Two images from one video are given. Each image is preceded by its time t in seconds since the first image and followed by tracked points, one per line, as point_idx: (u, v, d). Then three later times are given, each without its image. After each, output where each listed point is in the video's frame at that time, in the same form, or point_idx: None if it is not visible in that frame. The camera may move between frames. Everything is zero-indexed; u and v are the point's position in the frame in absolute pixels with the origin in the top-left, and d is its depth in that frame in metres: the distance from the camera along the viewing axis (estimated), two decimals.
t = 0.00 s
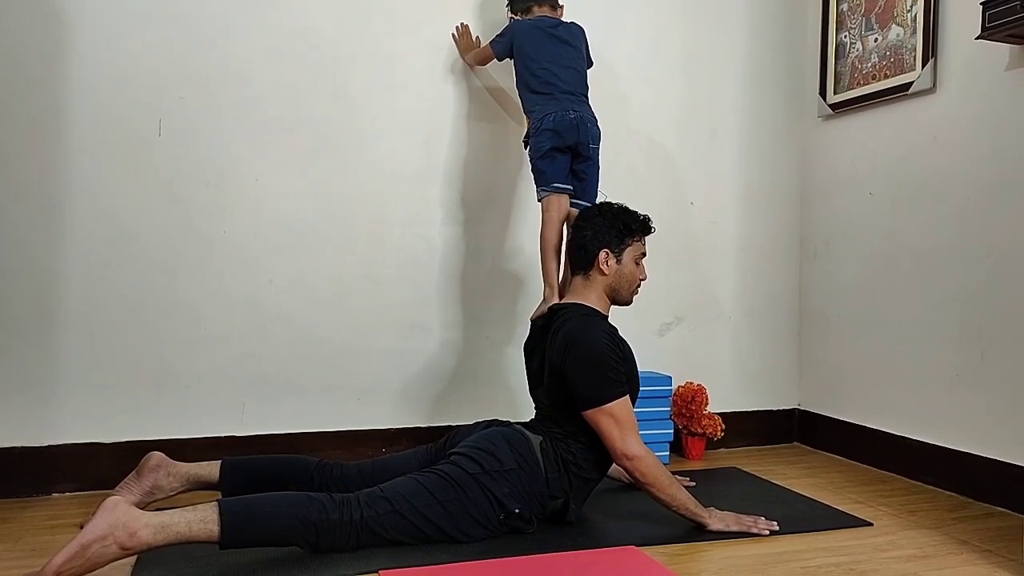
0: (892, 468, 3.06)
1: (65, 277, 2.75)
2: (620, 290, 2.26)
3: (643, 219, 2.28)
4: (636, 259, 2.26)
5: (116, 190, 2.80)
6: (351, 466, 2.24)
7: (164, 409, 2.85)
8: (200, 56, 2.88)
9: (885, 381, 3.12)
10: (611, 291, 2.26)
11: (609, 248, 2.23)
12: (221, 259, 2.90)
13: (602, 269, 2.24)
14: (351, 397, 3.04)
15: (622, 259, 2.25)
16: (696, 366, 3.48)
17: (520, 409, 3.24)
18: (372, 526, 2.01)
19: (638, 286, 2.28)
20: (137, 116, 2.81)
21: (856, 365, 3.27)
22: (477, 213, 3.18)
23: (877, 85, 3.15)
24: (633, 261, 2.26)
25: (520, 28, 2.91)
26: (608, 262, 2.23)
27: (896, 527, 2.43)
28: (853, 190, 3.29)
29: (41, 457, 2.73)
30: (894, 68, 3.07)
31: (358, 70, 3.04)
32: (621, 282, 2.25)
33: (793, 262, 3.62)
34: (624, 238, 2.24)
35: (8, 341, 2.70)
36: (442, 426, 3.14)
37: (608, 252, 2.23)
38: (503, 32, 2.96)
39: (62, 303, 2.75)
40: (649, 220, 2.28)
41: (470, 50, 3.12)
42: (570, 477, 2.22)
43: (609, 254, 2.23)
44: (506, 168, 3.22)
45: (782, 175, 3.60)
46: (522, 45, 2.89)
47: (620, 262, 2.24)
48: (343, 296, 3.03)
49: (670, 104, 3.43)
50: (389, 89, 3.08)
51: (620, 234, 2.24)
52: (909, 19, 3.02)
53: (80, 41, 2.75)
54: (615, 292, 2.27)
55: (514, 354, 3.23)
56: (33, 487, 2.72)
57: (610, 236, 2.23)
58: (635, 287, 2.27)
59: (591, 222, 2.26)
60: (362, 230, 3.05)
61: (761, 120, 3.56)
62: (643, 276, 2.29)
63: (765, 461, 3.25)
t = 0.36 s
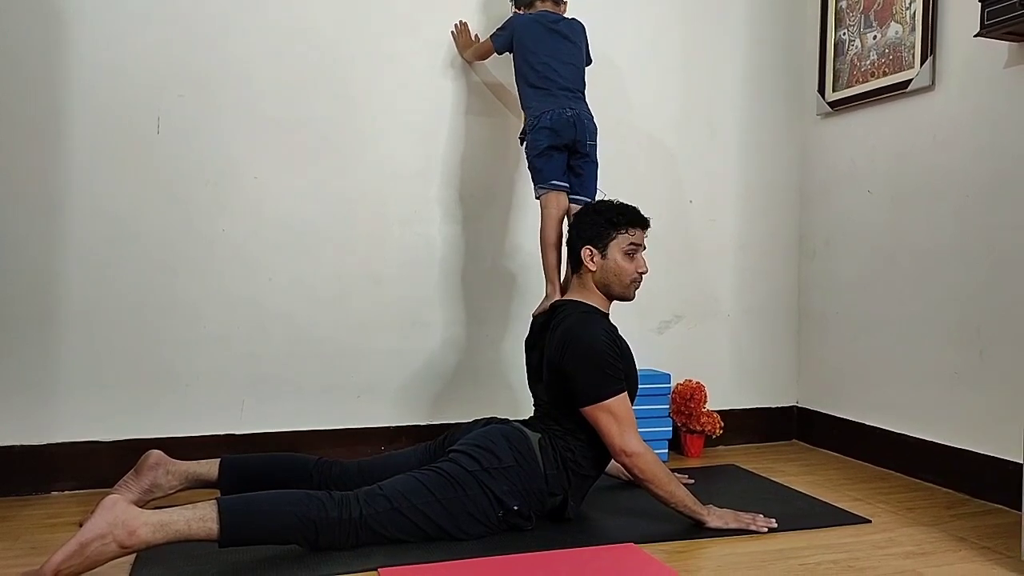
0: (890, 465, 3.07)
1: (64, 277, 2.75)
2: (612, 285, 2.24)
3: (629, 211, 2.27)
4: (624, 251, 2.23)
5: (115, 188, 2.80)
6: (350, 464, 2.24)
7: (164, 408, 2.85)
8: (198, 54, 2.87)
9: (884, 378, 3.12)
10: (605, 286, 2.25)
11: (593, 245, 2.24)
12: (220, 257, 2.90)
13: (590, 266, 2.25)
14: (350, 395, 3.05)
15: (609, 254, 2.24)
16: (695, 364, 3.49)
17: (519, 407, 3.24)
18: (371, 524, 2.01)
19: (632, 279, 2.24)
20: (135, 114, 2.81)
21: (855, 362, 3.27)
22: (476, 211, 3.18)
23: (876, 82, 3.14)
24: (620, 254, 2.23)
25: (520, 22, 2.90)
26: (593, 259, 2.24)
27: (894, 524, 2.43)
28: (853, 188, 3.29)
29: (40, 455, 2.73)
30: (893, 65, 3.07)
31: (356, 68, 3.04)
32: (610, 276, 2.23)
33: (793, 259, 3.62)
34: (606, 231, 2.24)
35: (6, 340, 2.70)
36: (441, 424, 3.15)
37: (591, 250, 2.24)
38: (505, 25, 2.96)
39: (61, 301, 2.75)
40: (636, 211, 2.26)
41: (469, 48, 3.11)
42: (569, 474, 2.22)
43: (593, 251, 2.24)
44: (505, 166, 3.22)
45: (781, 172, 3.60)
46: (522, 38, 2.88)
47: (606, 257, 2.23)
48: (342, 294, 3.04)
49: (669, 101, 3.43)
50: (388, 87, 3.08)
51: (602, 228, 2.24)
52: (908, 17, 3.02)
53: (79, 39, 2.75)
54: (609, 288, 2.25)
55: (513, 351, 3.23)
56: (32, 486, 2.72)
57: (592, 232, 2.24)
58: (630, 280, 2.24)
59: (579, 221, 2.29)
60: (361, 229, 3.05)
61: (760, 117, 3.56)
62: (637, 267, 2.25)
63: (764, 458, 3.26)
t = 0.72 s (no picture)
0: (890, 462, 3.07)
1: (63, 277, 2.75)
2: (611, 283, 2.24)
3: (629, 209, 2.26)
4: (623, 250, 2.23)
5: (114, 187, 2.80)
6: (349, 462, 2.25)
7: (164, 407, 2.86)
8: (197, 53, 2.87)
9: (884, 375, 3.12)
10: (605, 285, 2.26)
11: (592, 243, 2.25)
12: (219, 255, 2.91)
13: (589, 264, 2.26)
14: (349, 393, 3.05)
15: (608, 252, 2.24)
16: (694, 362, 3.49)
17: (519, 405, 3.24)
18: (370, 522, 2.02)
19: (631, 277, 2.24)
20: (134, 113, 2.81)
21: (855, 359, 3.27)
22: (476, 209, 3.18)
23: (875, 80, 3.14)
24: (620, 252, 2.23)
25: (519, 17, 2.90)
26: (591, 257, 2.25)
27: (894, 521, 2.44)
28: (852, 186, 3.29)
29: (40, 454, 2.73)
30: (892, 63, 3.07)
31: (355, 66, 3.04)
32: (609, 274, 2.24)
33: (793, 256, 3.62)
34: (605, 230, 2.24)
35: (6, 339, 2.70)
36: (441, 422, 3.15)
37: (591, 248, 2.25)
38: (504, 21, 2.95)
39: (61, 300, 2.75)
40: (636, 210, 2.26)
41: (468, 46, 3.11)
42: (569, 472, 2.22)
43: (592, 250, 2.25)
44: (504, 164, 3.22)
45: (780, 170, 3.60)
46: (521, 34, 2.88)
47: (604, 255, 2.24)
48: (341, 293, 3.04)
49: (668, 99, 3.43)
50: (387, 85, 3.08)
51: (602, 227, 2.24)
52: (907, 15, 3.02)
53: (77, 37, 2.75)
54: (609, 286, 2.25)
55: (513, 349, 3.23)
56: (32, 484, 2.73)
57: (591, 230, 2.25)
58: (629, 278, 2.24)
59: (580, 221, 2.30)
60: (361, 227, 3.06)
61: (759, 115, 3.56)
62: (637, 266, 2.24)
63: (763, 456, 3.26)
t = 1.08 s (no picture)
0: (889, 464, 3.07)
1: (63, 276, 2.75)
2: (608, 284, 2.24)
3: (627, 211, 2.26)
4: (620, 252, 2.23)
5: (113, 187, 2.80)
6: (348, 463, 2.25)
7: (163, 407, 2.85)
8: (196, 53, 2.87)
9: (883, 377, 3.12)
10: (601, 286, 2.26)
11: (590, 244, 2.25)
12: (218, 256, 2.90)
13: (586, 265, 2.26)
14: (349, 394, 3.05)
15: (605, 254, 2.24)
16: (694, 363, 3.49)
17: (518, 405, 3.24)
18: (369, 523, 2.02)
19: (627, 280, 2.23)
20: (133, 113, 2.81)
21: (854, 360, 3.27)
22: (475, 210, 3.18)
23: (874, 81, 3.15)
24: (617, 254, 2.23)
25: (518, 17, 2.90)
26: (589, 258, 2.25)
27: (893, 523, 2.44)
28: (851, 187, 3.29)
29: (38, 454, 2.73)
30: (891, 64, 3.07)
31: (354, 67, 3.04)
32: (606, 275, 2.24)
33: (792, 257, 3.62)
34: (603, 231, 2.23)
35: (4, 339, 2.70)
36: (439, 422, 3.15)
37: (588, 249, 2.25)
38: (502, 22, 2.94)
39: (59, 300, 2.75)
40: (637, 213, 2.26)
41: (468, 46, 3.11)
42: (568, 473, 2.22)
43: (590, 251, 2.25)
44: (503, 165, 3.22)
45: (780, 171, 3.60)
46: (521, 34, 2.88)
47: (601, 257, 2.24)
48: (340, 293, 3.04)
49: (668, 100, 3.43)
50: (386, 85, 3.08)
51: (601, 229, 2.24)
52: (906, 16, 3.02)
53: (76, 38, 2.75)
54: (605, 287, 2.25)
55: (512, 350, 3.23)
56: (30, 485, 2.72)
57: (590, 231, 2.25)
58: (625, 281, 2.23)
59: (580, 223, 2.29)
60: (360, 228, 3.05)
61: (758, 116, 3.56)
62: (634, 268, 2.24)
63: (762, 457, 3.26)
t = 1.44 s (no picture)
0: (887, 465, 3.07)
1: (63, 276, 2.75)
2: (612, 287, 2.25)
3: (629, 213, 2.27)
4: (624, 255, 2.24)
5: (113, 187, 2.80)
6: (347, 463, 2.25)
7: (163, 407, 2.85)
8: (195, 54, 2.87)
9: (882, 377, 3.12)
10: (605, 288, 2.26)
11: (595, 247, 2.24)
12: (217, 256, 2.90)
13: (590, 268, 2.26)
14: (347, 395, 3.05)
15: (609, 257, 2.24)
16: (692, 364, 3.49)
17: (517, 406, 3.24)
18: (368, 524, 2.02)
19: (632, 282, 2.25)
20: (133, 114, 2.81)
21: (853, 362, 3.27)
22: (474, 211, 3.18)
23: (873, 83, 3.15)
24: (622, 257, 2.24)
25: (516, 19, 2.90)
26: (594, 261, 2.25)
27: (891, 523, 2.44)
28: (850, 188, 3.29)
29: (37, 455, 2.73)
30: (890, 65, 3.07)
31: (353, 68, 3.04)
32: (611, 278, 2.24)
33: (791, 258, 3.62)
34: (608, 234, 2.24)
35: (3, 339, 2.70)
36: (438, 424, 3.14)
37: (593, 252, 2.25)
38: (499, 23, 2.94)
39: (58, 301, 2.74)
40: (638, 214, 2.27)
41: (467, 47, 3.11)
42: (567, 473, 2.22)
43: (594, 254, 2.25)
44: (502, 165, 3.22)
45: (778, 172, 3.60)
46: (518, 36, 2.88)
47: (607, 260, 2.24)
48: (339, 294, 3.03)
49: (667, 101, 3.43)
50: (386, 87, 3.08)
51: (605, 231, 2.24)
52: (905, 17, 3.03)
53: (76, 38, 2.75)
54: (609, 290, 2.26)
55: (511, 351, 3.23)
56: (30, 486, 2.72)
57: (594, 234, 2.24)
58: (629, 282, 2.25)
59: (581, 224, 2.28)
60: (359, 229, 3.05)
61: (757, 117, 3.56)
62: (636, 270, 2.25)
63: (761, 458, 3.26)
